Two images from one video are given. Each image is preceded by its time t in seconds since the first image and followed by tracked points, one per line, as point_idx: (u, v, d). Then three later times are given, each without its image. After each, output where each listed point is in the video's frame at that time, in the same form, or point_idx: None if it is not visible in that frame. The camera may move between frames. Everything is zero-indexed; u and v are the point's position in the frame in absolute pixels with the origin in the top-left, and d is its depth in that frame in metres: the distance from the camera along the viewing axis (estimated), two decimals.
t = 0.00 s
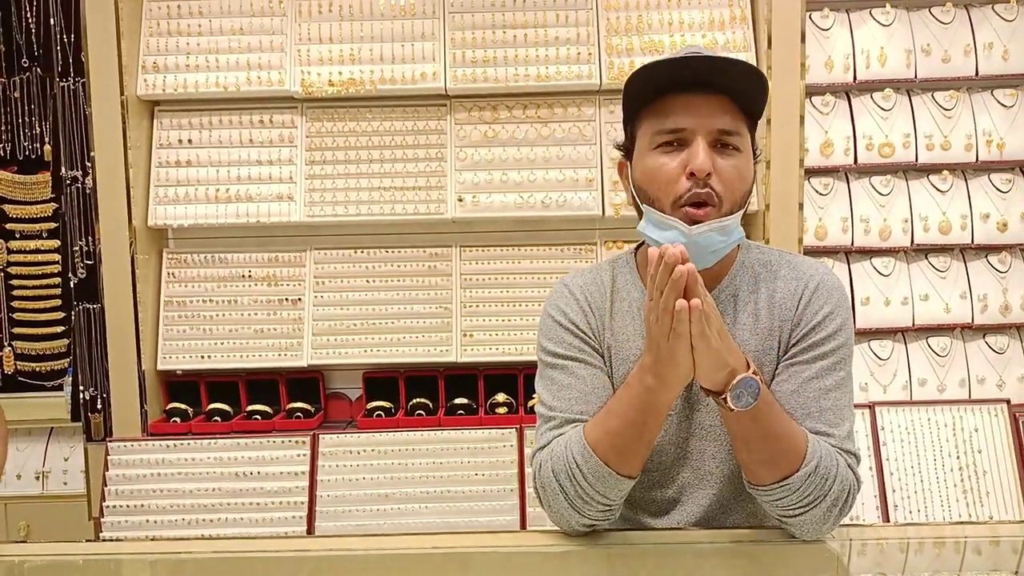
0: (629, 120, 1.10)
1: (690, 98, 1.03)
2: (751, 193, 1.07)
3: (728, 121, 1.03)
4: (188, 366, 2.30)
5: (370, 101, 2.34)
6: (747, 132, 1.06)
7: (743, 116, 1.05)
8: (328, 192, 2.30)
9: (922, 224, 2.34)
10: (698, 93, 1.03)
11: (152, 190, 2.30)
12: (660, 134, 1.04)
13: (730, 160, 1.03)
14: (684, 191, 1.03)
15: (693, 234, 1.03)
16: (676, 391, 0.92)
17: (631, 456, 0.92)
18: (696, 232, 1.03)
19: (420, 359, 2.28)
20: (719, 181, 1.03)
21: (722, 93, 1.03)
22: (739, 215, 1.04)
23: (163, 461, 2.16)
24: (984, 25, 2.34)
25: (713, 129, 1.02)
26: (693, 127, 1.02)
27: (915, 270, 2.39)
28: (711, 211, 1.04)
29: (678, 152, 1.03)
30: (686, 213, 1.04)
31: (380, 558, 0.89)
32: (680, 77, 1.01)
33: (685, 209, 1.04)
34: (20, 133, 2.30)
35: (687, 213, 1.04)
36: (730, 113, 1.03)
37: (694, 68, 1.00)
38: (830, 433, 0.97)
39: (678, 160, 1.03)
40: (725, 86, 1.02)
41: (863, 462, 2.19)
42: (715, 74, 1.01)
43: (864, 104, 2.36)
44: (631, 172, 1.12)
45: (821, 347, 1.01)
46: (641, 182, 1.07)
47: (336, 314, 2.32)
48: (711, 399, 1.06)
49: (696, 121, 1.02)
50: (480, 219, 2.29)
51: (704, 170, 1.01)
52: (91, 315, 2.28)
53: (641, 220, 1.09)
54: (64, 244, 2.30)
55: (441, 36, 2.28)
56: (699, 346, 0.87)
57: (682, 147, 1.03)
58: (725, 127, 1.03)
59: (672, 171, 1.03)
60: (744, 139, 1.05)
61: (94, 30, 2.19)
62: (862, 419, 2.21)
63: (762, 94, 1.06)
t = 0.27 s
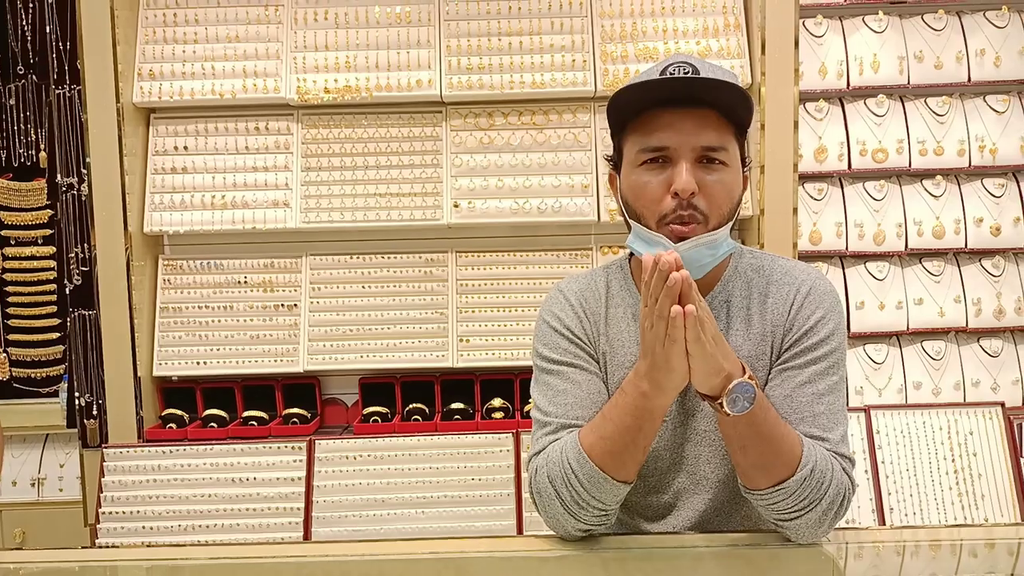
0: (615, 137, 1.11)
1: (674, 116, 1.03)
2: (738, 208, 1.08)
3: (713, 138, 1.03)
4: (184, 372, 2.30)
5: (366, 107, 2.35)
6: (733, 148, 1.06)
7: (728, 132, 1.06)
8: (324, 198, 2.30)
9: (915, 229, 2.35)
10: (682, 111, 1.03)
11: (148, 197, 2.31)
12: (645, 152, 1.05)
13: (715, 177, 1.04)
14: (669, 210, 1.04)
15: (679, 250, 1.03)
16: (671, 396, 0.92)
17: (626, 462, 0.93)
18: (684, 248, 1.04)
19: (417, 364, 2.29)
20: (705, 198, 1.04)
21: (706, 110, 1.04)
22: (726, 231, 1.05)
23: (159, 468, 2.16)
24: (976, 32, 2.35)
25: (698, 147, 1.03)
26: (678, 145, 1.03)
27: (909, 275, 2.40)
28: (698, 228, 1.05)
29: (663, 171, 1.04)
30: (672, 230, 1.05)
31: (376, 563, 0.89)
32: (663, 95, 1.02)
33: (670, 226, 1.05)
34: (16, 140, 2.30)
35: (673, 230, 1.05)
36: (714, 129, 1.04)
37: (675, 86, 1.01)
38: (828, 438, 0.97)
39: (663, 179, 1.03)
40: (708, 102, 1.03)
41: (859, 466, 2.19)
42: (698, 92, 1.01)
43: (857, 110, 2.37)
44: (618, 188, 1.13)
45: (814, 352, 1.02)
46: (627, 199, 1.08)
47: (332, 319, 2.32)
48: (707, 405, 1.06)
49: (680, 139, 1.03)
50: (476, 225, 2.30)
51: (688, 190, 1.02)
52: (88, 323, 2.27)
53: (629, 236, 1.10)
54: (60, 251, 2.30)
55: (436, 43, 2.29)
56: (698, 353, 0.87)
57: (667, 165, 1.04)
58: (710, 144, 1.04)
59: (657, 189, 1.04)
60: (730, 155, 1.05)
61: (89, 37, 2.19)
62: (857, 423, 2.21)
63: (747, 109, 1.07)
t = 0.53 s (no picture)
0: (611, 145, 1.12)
1: (662, 124, 1.04)
2: (734, 210, 1.08)
3: (704, 143, 1.04)
4: (187, 373, 2.31)
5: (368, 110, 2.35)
6: (728, 151, 1.06)
7: (722, 136, 1.05)
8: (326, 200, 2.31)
9: (917, 230, 2.36)
10: (670, 117, 1.04)
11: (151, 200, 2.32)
12: (635, 160, 1.06)
13: (707, 182, 1.04)
14: (660, 217, 1.06)
15: (672, 254, 1.04)
16: (633, 374, 0.94)
17: (602, 448, 0.94)
18: (676, 252, 1.04)
19: (420, 365, 2.30)
20: (697, 204, 1.05)
21: (696, 116, 1.04)
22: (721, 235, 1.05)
23: (161, 469, 2.17)
24: (977, 32, 2.36)
25: (688, 152, 1.04)
26: (666, 152, 1.04)
27: (911, 276, 2.40)
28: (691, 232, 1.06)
29: (654, 178, 1.05)
30: (665, 236, 1.06)
31: (378, 563, 0.90)
32: (649, 103, 1.04)
33: (663, 232, 1.06)
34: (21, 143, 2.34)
35: (666, 236, 1.06)
36: (705, 134, 1.04)
37: (660, 94, 1.02)
38: (836, 440, 0.97)
39: (654, 186, 1.05)
40: (697, 107, 1.03)
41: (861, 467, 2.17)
42: (685, 98, 1.02)
43: (858, 110, 2.37)
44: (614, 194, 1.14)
45: (816, 353, 1.02)
46: (621, 205, 1.09)
47: (335, 320, 2.32)
48: (709, 408, 1.06)
49: (668, 146, 1.04)
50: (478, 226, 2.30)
51: (677, 198, 1.03)
52: (90, 323, 2.20)
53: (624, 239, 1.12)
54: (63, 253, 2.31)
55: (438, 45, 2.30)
56: (718, 334, 0.86)
57: (658, 172, 1.05)
58: (701, 149, 1.04)
59: (648, 197, 1.05)
60: (722, 158, 1.05)
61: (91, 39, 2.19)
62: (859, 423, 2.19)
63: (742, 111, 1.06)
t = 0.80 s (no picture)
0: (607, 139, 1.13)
1: (648, 121, 1.04)
2: (722, 209, 1.08)
3: (689, 141, 1.03)
4: (186, 368, 2.31)
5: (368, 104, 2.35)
6: (717, 148, 1.05)
7: (710, 133, 1.04)
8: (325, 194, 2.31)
9: (917, 225, 2.36)
10: (657, 113, 1.04)
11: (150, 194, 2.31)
12: (622, 156, 1.07)
13: (692, 180, 1.04)
14: (644, 212, 1.06)
15: (655, 252, 1.05)
16: (615, 376, 0.93)
17: (590, 450, 0.95)
18: (659, 250, 1.05)
19: (419, 361, 2.31)
20: (681, 201, 1.05)
21: (682, 113, 1.03)
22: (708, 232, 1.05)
23: (161, 463, 2.17)
24: (978, 27, 2.35)
25: (673, 150, 1.04)
26: (651, 148, 1.04)
27: (910, 271, 2.40)
28: (675, 229, 1.06)
29: (639, 175, 1.05)
30: (650, 231, 1.07)
31: (378, 558, 0.89)
32: (633, 100, 1.04)
33: (647, 227, 1.07)
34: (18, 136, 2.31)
35: (651, 232, 1.07)
36: (692, 131, 1.03)
37: (643, 92, 1.02)
38: (831, 433, 0.97)
39: (638, 183, 1.05)
40: (683, 104, 1.03)
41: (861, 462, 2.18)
42: (669, 96, 1.01)
43: (859, 106, 2.37)
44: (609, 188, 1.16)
45: (815, 348, 1.02)
46: (612, 199, 1.10)
47: (334, 315, 2.33)
48: (708, 403, 1.06)
49: (652, 142, 1.04)
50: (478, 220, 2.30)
51: (659, 194, 1.04)
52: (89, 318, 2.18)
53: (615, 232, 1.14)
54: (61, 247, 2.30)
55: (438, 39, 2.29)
56: (707, 350, 0.85)
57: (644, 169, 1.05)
58: (686, 146, 1.03)
59: (633, 193, 1.06)
60: (709, 155, 1.05)
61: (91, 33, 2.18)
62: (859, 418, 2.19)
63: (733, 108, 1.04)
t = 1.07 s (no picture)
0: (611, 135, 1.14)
1: (645, 115, 1.05)
2: (718, 205, 1.07)
3: (683, 135, 1.03)
4: (187, 367, 2.31)
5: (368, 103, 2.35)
6: (712, 143, 1.04)
7: (705, 128, 1.04)
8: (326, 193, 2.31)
9: (917, 226, 2.36)
10: (654, 108, 1.05)
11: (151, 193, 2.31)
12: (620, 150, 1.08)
13: (686, 174, 1.04)
14: (638, 207, 1.07)
15: (651, 247, 1.06)
16: (611, 376, 0.94)
17: (587, 449, 0.95)
18: (654, 245, 1.06)
19: (419, 360, 2.31)
20: (674, 195, 1.05)
21: (678, 107, 1.04)
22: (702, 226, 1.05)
23: (161, 462, 2.17)
24: (979, 27, 2.35)
25: (666, 144, 1.04)
26: (646, 142, 1.05)
27: (911, 272, 2.40)
28: (669, 224, 1.06)
29: (634, 169, 1.06)
30: (644, 226, 1.07)
31: (378, 557, 0.89)
32: (628, 95, 1.04)
33: (642, 221, 1.07)
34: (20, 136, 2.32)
35: (646, 226, 1.07)
36: (686, 126, 1.03)
37: (636, 85, 1.02)
38: (832, 434, 0.97)
39: (633, 177, 1.06)
40: (678, 98, 1.03)
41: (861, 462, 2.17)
42: (662, 90, 1.02)
43: (859, 106, 2.37)
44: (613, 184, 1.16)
45: (816, 348, 1.02)
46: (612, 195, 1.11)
47: (334, 315, 2.33)
48: (709, 402, 1.06)
49: (648, 136, 1.05)
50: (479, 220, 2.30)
51: (652, 187, 1.04)
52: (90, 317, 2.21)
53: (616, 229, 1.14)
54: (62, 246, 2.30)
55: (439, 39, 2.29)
56: (714, 349, 0.85)
57: (639, 163, 1.06)
58: (679, 140, 1.03)
59: (628, 188, 1.07)
60: (704, 150, 1.04)
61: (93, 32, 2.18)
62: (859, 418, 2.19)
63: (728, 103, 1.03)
